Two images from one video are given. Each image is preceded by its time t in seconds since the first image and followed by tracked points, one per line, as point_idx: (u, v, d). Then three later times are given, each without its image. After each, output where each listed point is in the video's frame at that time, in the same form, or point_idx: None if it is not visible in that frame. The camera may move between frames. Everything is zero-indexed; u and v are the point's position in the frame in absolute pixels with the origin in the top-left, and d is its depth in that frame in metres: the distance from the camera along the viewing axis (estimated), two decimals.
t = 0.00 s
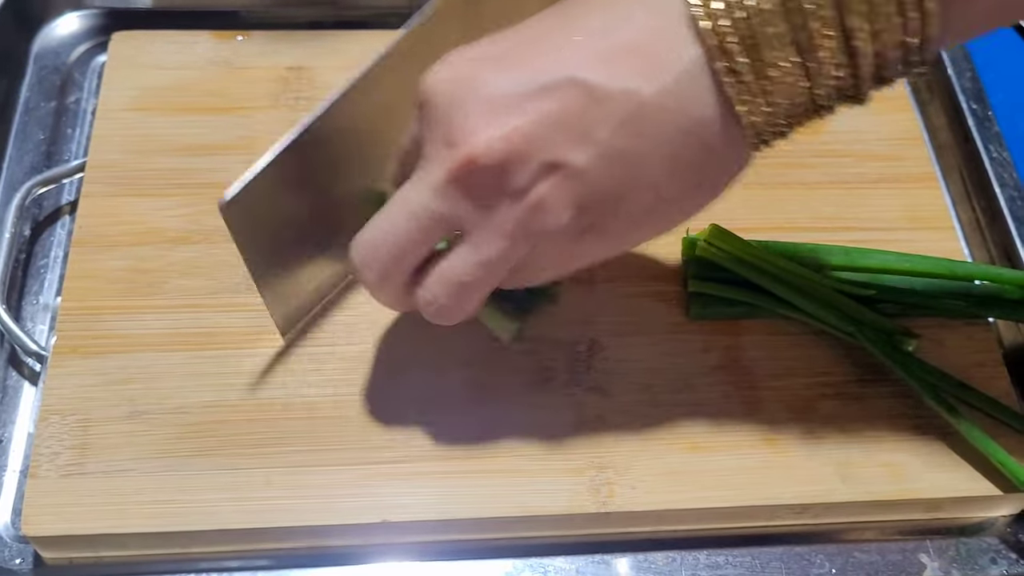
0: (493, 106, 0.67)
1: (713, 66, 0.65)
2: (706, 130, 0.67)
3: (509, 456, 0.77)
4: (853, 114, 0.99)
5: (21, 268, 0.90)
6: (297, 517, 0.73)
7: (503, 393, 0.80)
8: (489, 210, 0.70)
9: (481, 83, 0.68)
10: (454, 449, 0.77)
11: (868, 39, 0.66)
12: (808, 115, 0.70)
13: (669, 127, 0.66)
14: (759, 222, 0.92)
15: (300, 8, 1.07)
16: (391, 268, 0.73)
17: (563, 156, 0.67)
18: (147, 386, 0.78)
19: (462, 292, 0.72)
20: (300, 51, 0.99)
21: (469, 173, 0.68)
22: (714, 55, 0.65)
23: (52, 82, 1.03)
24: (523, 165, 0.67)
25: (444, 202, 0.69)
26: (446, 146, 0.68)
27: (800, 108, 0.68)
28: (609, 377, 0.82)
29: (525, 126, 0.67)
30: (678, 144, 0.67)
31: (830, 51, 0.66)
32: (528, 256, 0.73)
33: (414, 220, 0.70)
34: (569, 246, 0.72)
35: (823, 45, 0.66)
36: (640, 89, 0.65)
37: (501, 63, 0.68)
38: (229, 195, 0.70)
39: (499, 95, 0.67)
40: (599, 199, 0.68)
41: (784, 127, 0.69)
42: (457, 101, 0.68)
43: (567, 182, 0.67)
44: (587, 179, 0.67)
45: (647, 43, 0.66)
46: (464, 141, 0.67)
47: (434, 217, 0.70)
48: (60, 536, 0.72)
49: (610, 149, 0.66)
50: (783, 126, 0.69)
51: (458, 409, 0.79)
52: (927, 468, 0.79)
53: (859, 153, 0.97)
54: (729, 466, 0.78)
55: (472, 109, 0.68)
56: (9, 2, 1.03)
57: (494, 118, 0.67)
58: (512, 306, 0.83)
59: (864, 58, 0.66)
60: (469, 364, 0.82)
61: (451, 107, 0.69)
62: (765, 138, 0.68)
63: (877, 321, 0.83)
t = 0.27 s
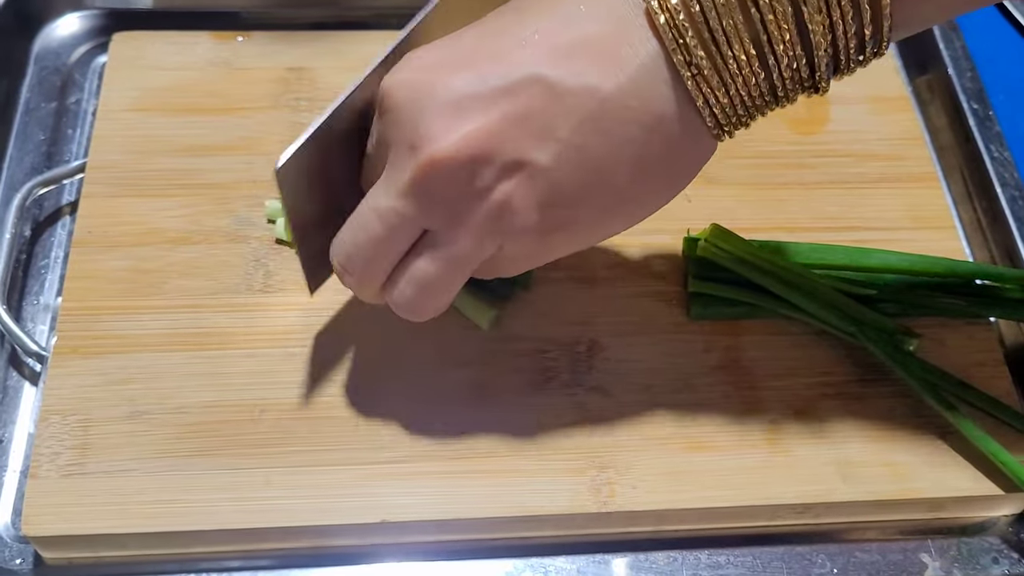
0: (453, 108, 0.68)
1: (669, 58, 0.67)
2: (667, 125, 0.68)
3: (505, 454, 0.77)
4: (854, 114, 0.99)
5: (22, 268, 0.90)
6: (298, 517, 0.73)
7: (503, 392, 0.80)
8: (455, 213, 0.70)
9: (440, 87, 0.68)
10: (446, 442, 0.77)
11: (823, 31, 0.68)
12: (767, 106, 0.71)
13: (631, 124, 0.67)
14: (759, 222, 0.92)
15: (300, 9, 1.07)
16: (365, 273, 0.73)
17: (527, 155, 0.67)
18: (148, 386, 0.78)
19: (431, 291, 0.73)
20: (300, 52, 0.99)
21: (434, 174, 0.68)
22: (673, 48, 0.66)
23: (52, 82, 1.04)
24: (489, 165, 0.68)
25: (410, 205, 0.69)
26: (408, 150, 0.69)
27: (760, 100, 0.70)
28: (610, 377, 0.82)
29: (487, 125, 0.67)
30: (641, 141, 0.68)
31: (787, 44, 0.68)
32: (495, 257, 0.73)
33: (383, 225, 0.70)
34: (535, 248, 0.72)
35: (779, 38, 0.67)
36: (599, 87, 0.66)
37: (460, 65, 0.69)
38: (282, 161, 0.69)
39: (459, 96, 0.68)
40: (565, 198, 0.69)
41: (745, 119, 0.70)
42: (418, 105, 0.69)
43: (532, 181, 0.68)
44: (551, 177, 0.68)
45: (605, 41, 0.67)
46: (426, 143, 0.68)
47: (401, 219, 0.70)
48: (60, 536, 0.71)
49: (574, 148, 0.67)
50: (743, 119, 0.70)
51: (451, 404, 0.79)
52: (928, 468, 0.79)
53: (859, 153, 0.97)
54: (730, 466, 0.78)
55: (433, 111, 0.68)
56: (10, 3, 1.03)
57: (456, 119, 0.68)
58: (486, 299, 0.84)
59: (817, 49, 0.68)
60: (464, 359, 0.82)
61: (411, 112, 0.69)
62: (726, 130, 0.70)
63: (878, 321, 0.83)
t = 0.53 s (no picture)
0: (476, 126, 0.67)
1: (689, 67, 0.66)
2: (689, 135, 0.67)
3: (504, 457, 0.77)
4: (855, 114, 0.99)
5: (21, 268, 0.90)
6: (298, 517, 0.73)
7: (504, 392, 0.80)
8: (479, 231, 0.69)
9: (461, 103, 0.68)
10: (445, 445, 0.77)
11: (845, 36, 0.67)
12: (789, 110, 0.70)
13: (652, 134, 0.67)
14: (760, 222, 0.92)
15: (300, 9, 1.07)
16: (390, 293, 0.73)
17: (550, 170, 0.67)
18: (148, 386, 0.78)
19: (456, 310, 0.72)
20: (300, 52, 0.99)
21: (457, 193, 0.67)
22: (692, 58, 0.66)
23: (52, 83, 1.03)
24: (511, 182, 0.67)
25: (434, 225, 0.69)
26: (429, 168, 0.68)
27: (782, 106, 0.69)
28: (611, 377, 0.82)
29: (509, 140, 0.67)
30: (664, 152, 0.67)
31: (808, 49, 0.67)
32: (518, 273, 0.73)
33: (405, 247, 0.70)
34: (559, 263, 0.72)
35: (800, 44, 0.66)
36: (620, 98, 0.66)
37: (478, 80, 0.69)
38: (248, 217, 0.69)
39: (480, 112, 0.67)
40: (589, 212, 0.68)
41: (768, 124, 0.70)
42: (439, 123, 0.68)
43: (555, 195, 0.67)
44: (574, 191, 0.67)
45: (625, 51, 0.67)
46: (448, 161, 0.67)
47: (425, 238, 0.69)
48: (60, 536, 0.71)
49: (596, 161, 0.67)
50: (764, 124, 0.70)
51: (450, 406, 0.79)
52: (929, 467, 0.79)
53: (860, 153, 0.96)
54: (731, 466, 0.78)
55: (454, 129, 0.68)
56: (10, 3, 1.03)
57: (477, 136, 0.67)
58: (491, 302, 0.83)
59: (839, 53, 0.67)
60: (463, 361, 0.81)
61: (432, 130, 0.68)
62: (748, 135, 0.69)
63: (878, 320, 0.83)
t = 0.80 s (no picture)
0: (479, 125, 0.67)
1: (691, 59, 0.67)
2: (693, 126, 0.68)
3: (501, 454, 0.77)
4: (854, 114, 0.99)
5: (21, 268, 0.90)
6: (297, 517, 0.73)
7: (503, 393, 0.80)
8: (487, 230, 0.69)
9: (463, 103, 0.67)
10: (443, 442, 0.77)
11: (844, 28, 0.68)
12: (788, 104, 0.71)
13: (657, 126, 0.67)
14: (760, 223, 0.92)
15: (300, 8, 1.07)
16: (400, 293, 0.73)
17: (556, 166, 0.66)
18: (148, 387, 0.78)
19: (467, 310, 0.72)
20: (300, 52, 0.99)
21: (464, 194, 0.67)
22: (694, 50, 0.66)
23: (51, 82, 1.03)
24: (518, 179, 0.67)
25: (442, 225, 0.68)
26: (434, 169, 0.67)
27: (782, 99, 0.70)
28: (610, 378, 0.82)
29: (514, 138, 0.66)
30: (667, 145, 0.67)
31: (808, 42, 0.67)
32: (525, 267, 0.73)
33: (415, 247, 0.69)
34: (566, 256, 0.72)
35: (801, 36, 0.67)
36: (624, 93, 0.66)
37: (479, 79, 0.68)
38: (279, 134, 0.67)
39: (483, 111, 0.67)
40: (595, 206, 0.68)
41: (768, 117, 0.70)
42: (441, 123, 0.67)
43: (562, 191, 0.67)
44: (581, 186, 0.67)
45: (626, 46, 0.66)
46: (454, 162, 0.66)
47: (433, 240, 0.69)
48: (60, 537, 0.71)
49: (602, 155, 0.66)
50: (764, 117, 0.70)
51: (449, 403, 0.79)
52: (927, 469, 0.79)
53: (859, 153, 0.97)
54: (729, 467, 0.78)
55: (457, 129, 0.67)
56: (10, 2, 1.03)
57: (481, 135, 0.67)
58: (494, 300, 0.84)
59: (839, 45, 0.68)
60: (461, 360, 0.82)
61: (434, 131, 0.67)
62: (748, 128, 0.70)
63: (878, 321, 0.83)
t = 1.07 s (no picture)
0: (491, 115, 0.67)
1: (705, 61, 0.67)
2: (704, 125, 0.68)
3: (495, 458, 0.77)
4: (855, 114, 0.99)
5: (22, 268, 0.90)
6: (298, 517, 0.73)
7: (503, 393, 0.80)
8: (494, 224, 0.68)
9: (476, 96, 0.67)
10: (437, 443, 0.77)
11: (858, 30, 0.68)
12: (803, 108, 0.70)
13: (669, 123, 0.67)
14: (760, 222, 0.92)
15: (300, 9, 1.07)
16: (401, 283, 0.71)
17: (565, 160, 0.66)
18: (149, 386, 0.78)
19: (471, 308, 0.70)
20: (300, 52, 0.99)
21: (472, 185, 0.66)
22: (707, 51, 0.66)
23: (53, 83, 1.04)
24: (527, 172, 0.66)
25: (449, 216, 0.68)
26: (444, 160, 0.67)
27: (796, 102, 0.69)
28: (610, 377, 0.82)
29: (525, 131, 0.66)
30: (678, 141, 0.67)
31: (823, 43, 0.67)
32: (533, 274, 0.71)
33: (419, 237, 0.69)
34: (575, 267, 0.69)
35: (814, 38, 0.67)
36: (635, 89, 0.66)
37: (493, 75, 0.68)
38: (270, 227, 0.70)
39: (495, 104, 0.67)
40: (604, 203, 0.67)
41: (782, 121, 0.70)
42: (454, 117, 0.67)
43: (571, 186, 0.66)
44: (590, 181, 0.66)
45: (639, 44, 0.67)
46: (464, 153, 0.66)
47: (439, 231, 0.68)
48: (61, 536, 0.71)
49: (612, 150, 0.66)
50: (779, 121, 0.70)
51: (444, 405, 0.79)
52: (929, 468, 0.79)
53: (860, 153, 0.96)
54: (730, 466, 0.78)
55: (469, 121, 0.67)
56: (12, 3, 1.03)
57: (492, 127, 0.66)
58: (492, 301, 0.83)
59: (854, 47, 0.68)
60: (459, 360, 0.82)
61: (447, 123, 0.68)
62: (762, 131, 0.69)
63: (879, 320, 0.83)
